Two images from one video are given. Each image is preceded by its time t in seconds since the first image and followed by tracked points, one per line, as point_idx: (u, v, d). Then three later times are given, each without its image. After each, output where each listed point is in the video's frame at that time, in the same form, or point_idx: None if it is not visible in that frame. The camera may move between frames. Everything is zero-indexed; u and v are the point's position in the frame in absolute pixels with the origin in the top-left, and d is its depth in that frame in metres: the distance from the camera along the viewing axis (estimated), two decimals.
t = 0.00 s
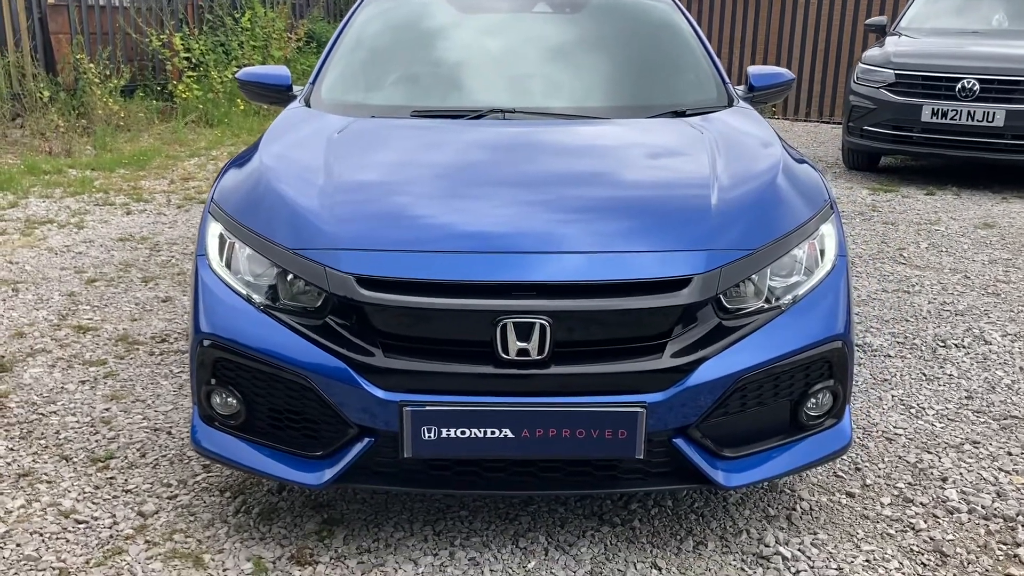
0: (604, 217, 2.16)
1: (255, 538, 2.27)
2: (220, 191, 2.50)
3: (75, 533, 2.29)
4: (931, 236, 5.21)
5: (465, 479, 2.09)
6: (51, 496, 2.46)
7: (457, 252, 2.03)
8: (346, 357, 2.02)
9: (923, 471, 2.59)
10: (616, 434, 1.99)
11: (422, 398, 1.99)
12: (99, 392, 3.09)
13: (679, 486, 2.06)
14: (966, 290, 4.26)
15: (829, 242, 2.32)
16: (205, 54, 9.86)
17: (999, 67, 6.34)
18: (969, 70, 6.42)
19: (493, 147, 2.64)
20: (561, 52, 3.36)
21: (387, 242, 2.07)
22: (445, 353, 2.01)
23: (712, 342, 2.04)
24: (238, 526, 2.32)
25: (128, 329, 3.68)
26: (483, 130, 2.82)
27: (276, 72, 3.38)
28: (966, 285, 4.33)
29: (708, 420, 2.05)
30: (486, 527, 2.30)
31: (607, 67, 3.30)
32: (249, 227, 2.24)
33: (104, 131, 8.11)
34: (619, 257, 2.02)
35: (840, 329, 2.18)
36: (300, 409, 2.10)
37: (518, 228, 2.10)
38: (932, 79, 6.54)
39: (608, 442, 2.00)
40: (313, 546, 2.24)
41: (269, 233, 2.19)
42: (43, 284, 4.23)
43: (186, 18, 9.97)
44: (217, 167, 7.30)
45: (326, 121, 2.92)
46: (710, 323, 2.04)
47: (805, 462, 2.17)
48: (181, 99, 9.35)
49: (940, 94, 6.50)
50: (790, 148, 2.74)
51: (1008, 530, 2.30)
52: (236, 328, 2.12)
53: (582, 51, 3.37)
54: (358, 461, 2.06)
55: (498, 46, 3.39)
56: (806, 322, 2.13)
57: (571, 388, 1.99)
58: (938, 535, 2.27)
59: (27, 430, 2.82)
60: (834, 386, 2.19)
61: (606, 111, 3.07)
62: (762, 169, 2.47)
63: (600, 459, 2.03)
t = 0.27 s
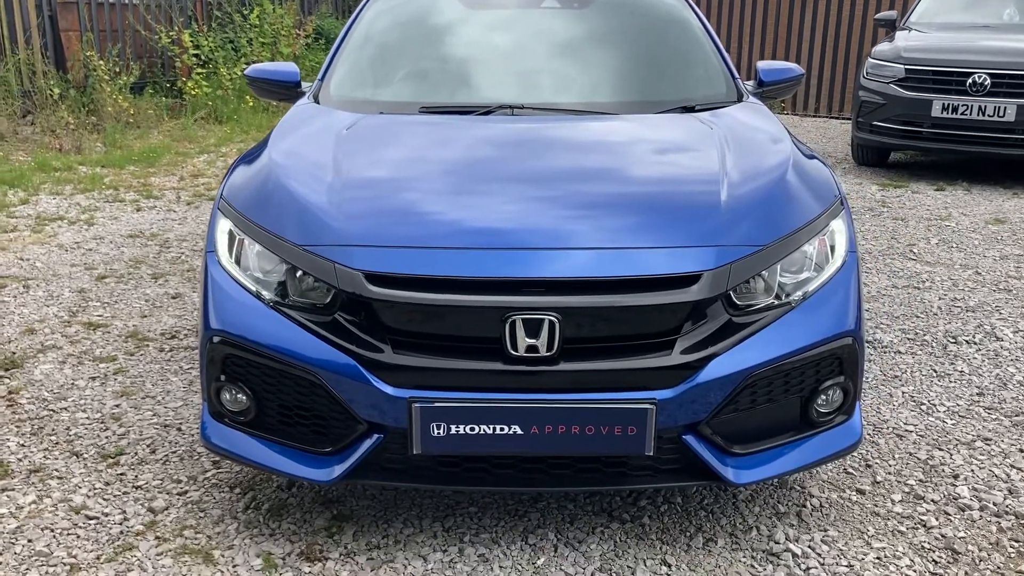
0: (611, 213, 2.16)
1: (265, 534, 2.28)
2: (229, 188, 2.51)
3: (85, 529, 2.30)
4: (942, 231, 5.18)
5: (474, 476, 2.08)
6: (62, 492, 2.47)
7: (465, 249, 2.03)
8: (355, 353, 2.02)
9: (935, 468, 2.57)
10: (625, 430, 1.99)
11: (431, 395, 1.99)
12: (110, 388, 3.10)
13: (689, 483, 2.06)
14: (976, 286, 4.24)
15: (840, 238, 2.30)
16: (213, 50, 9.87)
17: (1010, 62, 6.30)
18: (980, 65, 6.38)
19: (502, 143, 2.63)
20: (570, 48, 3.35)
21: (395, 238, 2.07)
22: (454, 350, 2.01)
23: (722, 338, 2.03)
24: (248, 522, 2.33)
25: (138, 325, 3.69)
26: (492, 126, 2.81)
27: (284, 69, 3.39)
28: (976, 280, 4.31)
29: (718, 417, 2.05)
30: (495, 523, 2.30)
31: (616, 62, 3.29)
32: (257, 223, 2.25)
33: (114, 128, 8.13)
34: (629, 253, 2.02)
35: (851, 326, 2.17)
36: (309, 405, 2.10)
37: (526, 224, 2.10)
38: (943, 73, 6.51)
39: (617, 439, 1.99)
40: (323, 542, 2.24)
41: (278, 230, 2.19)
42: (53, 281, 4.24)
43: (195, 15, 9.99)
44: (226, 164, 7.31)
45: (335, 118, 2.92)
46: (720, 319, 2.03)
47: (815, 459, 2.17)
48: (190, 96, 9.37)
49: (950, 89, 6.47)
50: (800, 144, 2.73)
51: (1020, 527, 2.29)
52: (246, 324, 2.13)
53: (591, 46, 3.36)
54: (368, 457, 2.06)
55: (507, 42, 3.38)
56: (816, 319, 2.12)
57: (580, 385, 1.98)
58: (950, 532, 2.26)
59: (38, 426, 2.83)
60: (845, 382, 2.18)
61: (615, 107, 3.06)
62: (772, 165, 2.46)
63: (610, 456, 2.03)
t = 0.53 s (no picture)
0: (616, 208, 2.13)
1: (267, 534, 2.26)
2: (231, 183, 2.48)
3: (86, 528, 2.28)
4: (950, 226, 5.14)
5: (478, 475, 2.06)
6: (63, 491, 2.44)
7: (469, 246, 2.00)
8: (357, 351, 2.00)
9: (945, 466, 2.54)
10: (632, 430, 1.96)
11: (434, 394, 1.96)
12: (112, 385, 3.08)
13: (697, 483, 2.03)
14: (986, 281, 4.19)
15: (849, 234, 2.27)
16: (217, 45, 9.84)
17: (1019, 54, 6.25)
18: (989, 57, 6.33)
19: (506, 137, 2.60)
20: (574, 40, 3.31)
21: (397, 234, 2.05)
22: (458, 348, 1.98)
23: (730, 336, 2.00)
24: (250, 521, 2.30)
25: (140, 321, 3.67)
26: (496, 120, 2.78)
27: (287, 62, 3.36)
28: (986, 275, 4.27)
29: (726, 416, 2.02)
30: (500, 523, 2.28)
31: (622, 55, 3.26)
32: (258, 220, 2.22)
33: (117, 123, 8.10)
34: (635, 249, 1.99)
35: (861, 323, 2.14)
36: (311, 404, 2.07)
37: (531, 219, 2.07)
38: (951, 66, 6.46)
39: (623, 438, 1.96)
40: (326, 542, 2.22)
41: (280, 226, 2.16)
42: (56, 277, 4.22)
43: (198, 9, 9.96)
44: (230, 159, 7.29)
45: (338, 113, 2.89)
46: (727, 316, 2.00)
47: (824, 458, 2.14)
48: (193, 91, 9.35)
49: (959, 81, 6.41)
50: (808, 138, 2.69)
51: None
52: (247, 322, 2.10)
53: (596, 39, 3.32)
54: (371, 457, 2.04)
55: (511, 35, 3.35)
56: (825, 316, 2.09)
57: (586, 383, 1.95)
58: (961, 532, 2.23)
59: (39, 424, 2.81)
60: (855, 380, 2.14)
61: (621, 101, 3.03)
62: (780, 159, 2.43)
63: (616, 456, 2.00)
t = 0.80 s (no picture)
0: (622, 204, 2.08)
1: (266, 537, 2.21)
2: (228, 179, 2.43)
3: (82, 532, 2.23)
4: (958, 219, 5.08)
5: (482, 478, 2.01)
6: (59, 493, 2.40)
7: (471, 243, 1.94)
8: (356, 352, 1.95)
9: (958, 466, 2.49)
10: (639, 432, 1.91)
11: (436, 395, 1.91)
12: (109, 384, 3.03)
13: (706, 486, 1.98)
14: (995, 275, 4.14)
15: (860, 230, 2.22)
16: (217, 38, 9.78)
17: None
18: (996, 49, 6.26)
19: (509, 131, 2.55)
20: (578, 32, 3.25)
21: (397, 231, 1.99)
22: (460, 348, 1.93)
23: (739, 335, 1.95)
24: (249, 525, 2.26)
25: (139, 318, 3.62)
26: (499, 114, 2.73)
27: (286, 55, 3.31)
28: (995, 270, 4.21)
29: (735, 417, 1.97)
30: (504, 525, 2.23)
31: (626, 47, 3.20)
32: (255, 216, 2.17)
33: (117, 117, 8.05)
34: (642, 246, 1.93)
35: (873, 321, 2.09)
36: (311, 406, 2.02)
37: (535, 216, 2.02)
38: (958, 57, 6.39)
39: (630, 440, 1.92)
40: (326, 546, 2.17)
41: (277, 223, 2.11)
42: (54, 274, 4.17)
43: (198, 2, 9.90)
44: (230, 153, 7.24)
45: (337, 107, 2.84)
46: (737, 315, 1.95)
47: (836, 459, 2.09)
48: (193, 85, 9.29)
49: (965, 73, 6.35)
50: (816, 131, 2.63)
51: None
52: (244, 322, 2.05)
53: (599, 30, 3.26)
54: (371, 460, 1.99)
55: (514, 26, 3.29)
56: (837, 314, 2.04)
57: (591, 384, 1.90)
58: (976, 534, 2.18)
59: (35, 424, 2.76)
60: (867, 380, 2.09)
61: (626, 93, 2.97)
62: (789, 153, 2.37)
63: (622, 458, 1.95)
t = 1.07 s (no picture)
0: (630, 201, 2.01)
1: (265, 545, 2.16)
2: (224, 175, 2.37)
3: (75, 540, 2.17)
4: (965, 212, 5.01)
5: (486, 486, 1.95)
6: (52, 499, 2.34)
7: (476, 243, 1.88)
8: (355, 356, 1.88)
9: (973, 469, 2.43)
10: (649, 439, 1.85)
11: (439, 401, 1.85)
12: (104, 384, 2.97)
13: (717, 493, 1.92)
14: (1005, 270, 4.07)
15: (875, 228, 2.15)
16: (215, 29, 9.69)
17: None
18: (1003, 39, 6.19)
19: (512, 125, 2.48)
20: (581, 22, 3.18)
21: (398, 231, 1.93)
22: (463, 352, 1.87)
23: (752, 338, 1.88)
24: (246, 532, 2.20)
25: (135, 316, 3.56)
26: (502, 107, 2.66)
27: (283, 48, 3.24)
28: (1004, 264, 4.15)
29: (748, 423, 1.91)
30: (509, 532, 2.17)
31: (631, 38, 3.12)
32: (251, 215, 2.11)
33: (114, 110, 7.97)
34: (651, 246, 1.87)
35: (889, 323, 2.02)
36: (309, 411, 1.96)
37: (540, 215, 1.95)
38: (964, 48, 6.32)
39: (640, 448, 1.85)
40: (326, 554, 2.11)
41: (274, 222, 2.05)
42: (49, 270, 4.11)
43: None
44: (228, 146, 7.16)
45: (336, 100, 2.77)
46: (749, 318, 1.89)
47: (850, 465, 2.03)
48: (191, 76, 9.20)
49: (972, 64, 6.28)
50: (827, 126, 2.57)
51: None
52: (241, 325, 1.98)
53: (604, 20, 3.19)
54: (373, 466, 1.93)
55: (517, 17, 3.21)
56: (853, 316, 1.97)
57: (599, 389, 1.84)
58: (994, 541, 2.12)
59: (28, 427, 2.70)
60: (883, 383, 2.03)
61: (632, 86, 2.90)
62: (801, 149, 2.31)
63: (632, 466, 1.89)
